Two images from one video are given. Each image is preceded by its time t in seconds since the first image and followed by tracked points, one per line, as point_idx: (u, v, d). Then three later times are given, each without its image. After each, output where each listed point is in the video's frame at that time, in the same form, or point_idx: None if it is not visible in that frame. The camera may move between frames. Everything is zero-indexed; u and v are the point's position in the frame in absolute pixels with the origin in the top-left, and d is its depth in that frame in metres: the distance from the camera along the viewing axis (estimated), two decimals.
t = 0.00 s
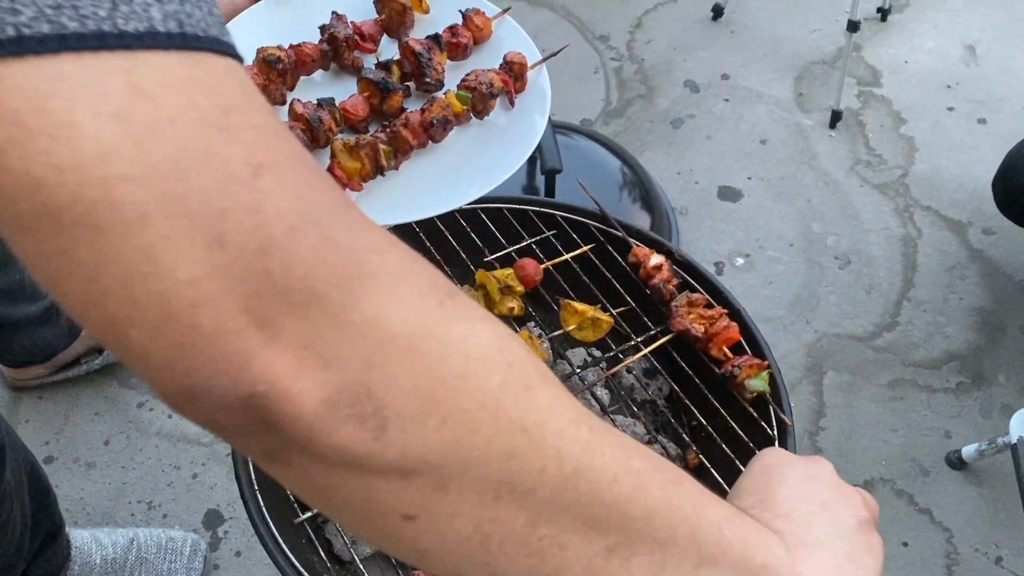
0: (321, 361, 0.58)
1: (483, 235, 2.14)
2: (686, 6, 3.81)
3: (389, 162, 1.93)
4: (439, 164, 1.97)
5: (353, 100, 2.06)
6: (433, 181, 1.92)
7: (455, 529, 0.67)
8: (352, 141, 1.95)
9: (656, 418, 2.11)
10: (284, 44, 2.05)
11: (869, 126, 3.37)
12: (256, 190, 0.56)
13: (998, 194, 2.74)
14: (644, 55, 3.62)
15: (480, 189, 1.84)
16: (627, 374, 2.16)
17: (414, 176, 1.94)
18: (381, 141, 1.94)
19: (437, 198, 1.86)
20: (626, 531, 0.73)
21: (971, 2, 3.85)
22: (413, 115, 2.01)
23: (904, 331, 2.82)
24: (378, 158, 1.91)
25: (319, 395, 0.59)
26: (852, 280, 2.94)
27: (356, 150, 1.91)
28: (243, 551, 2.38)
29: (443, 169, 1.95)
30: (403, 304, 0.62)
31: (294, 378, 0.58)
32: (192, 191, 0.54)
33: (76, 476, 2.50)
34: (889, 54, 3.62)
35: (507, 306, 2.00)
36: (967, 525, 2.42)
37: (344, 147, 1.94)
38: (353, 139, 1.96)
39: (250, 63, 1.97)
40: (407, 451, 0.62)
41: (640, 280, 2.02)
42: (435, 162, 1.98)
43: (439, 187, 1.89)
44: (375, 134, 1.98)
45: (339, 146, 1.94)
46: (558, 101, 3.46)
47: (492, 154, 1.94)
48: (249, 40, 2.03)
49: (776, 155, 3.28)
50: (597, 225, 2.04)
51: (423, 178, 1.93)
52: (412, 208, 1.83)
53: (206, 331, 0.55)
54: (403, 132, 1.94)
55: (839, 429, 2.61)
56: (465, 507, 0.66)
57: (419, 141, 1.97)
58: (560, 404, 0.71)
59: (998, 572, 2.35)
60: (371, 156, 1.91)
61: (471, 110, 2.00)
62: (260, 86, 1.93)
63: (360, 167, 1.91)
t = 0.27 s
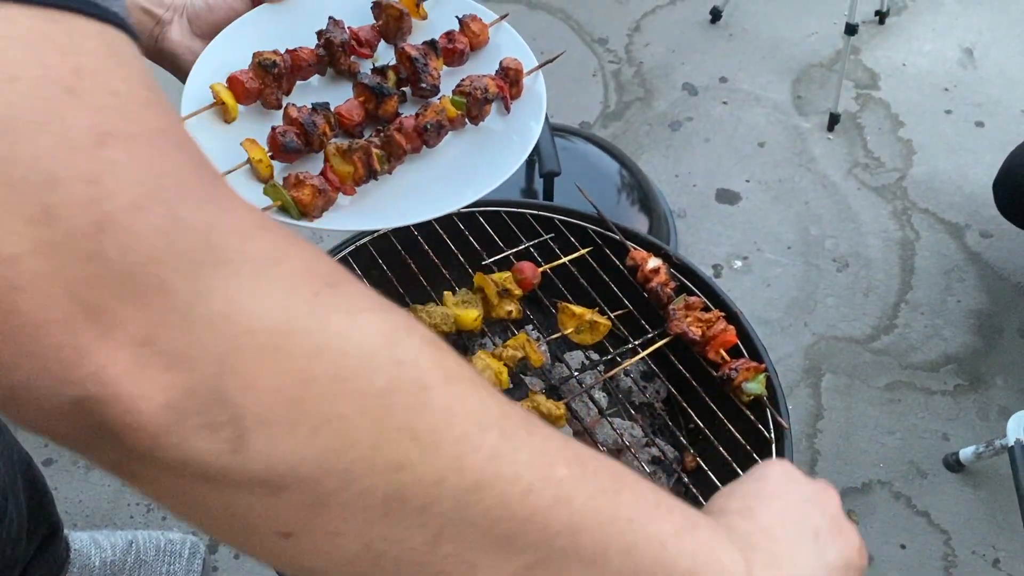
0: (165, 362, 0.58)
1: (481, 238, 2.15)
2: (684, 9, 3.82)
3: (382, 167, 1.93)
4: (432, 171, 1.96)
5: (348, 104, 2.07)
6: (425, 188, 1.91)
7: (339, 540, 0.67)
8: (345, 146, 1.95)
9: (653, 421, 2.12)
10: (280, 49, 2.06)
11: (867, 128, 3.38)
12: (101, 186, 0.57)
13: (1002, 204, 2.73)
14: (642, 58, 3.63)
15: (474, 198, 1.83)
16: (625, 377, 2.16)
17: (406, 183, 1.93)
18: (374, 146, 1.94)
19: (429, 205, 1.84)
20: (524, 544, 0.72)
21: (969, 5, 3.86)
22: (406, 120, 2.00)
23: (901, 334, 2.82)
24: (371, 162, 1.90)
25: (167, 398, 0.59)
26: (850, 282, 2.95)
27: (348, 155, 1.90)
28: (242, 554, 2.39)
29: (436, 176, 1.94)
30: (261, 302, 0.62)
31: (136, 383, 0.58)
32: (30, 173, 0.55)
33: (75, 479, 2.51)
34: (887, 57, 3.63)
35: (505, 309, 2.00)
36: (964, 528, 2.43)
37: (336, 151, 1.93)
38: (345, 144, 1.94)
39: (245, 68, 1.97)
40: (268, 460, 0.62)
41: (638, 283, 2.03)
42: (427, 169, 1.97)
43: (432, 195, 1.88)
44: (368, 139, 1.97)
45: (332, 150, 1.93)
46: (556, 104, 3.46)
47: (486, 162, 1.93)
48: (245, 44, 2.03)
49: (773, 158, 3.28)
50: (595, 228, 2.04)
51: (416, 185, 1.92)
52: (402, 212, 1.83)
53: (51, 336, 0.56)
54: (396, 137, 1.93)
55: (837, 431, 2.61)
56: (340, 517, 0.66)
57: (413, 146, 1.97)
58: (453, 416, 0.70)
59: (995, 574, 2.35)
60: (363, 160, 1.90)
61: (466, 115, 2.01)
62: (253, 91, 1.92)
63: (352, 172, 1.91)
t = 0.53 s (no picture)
0: None
1: (480, 242, 2.16)
2: (682, 12, 3.82)
3: (362, 175, 1.88)
4: (415, 180, 1.95)
5: (334, 111, 2.04)
6: (408, 198, 1.91)
7: None
8: (326, 154, 1.91)
9: (651, 424, 2.13)
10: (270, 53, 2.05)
11: (865, 131, 3.38)
12: None
13: (1003, 203, 2.74)
14: (641, 61, 3.63)
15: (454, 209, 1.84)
16: (623, 380, 2.17)
17: (387, 192, 1.92)
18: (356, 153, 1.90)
19: (410, 215, 1.84)
20: None
21: (967, 8, 3.86)
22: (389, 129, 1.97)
23: (900, 336, 2.83)
24: (351, 170, 1.86)
25: None
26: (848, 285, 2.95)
27: (328, 163, 1.86)
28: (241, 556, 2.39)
29: (419, 186, 1.94)
30: (78, 338, 0.61)
31: None
32: None
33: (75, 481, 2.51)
34: (885, 59, 3.64)
35: (503, 312, 2.00)
36: (962, 530, 2.43)
37: (317, 159, 1.89)
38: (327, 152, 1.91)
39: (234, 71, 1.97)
40: (66, 514, 0.59)
41: (636, 286, 2.03)
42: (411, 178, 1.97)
43: (414, 204, 1.88)
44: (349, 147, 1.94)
45: (313, 157, 1.90)
46: (554, 106, 3.47)
47: (470, 173, 1.94)
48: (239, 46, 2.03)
49: (772, 160, 3.29)
50: (593, 231, 2.04)
51: (397, 194, 1.91)
52: (385, 224, 1.83)
53: None
54: (377, 146, 1.90)
55: (835, 433, 2.62)
56: None
57: (394, 155, 1.94)
58: (297, 472, 0.65)
59: None
60: (343, 169, 1.86)
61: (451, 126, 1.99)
62: (240, 95, 1.91)
63: (331, 180, 1.87)
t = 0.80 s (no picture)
0: None
1: (480, 242, 2.16)
2: (683, 13, 3.82)
3: (351, 187, 1.87)
4: (404, 191, 1.95)
5: (326, 120, 2.02)
6: (398, 209, 1.91)
7: None
8: (314, 165, 1.89)
9: (652, 425, 2.13)
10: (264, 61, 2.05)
11: (865, 132, 3.39)
12: None
13: (999, 193, 2.75)
14: (641, 62, 3.63)
15: (443, 222, 1.85)
16: (624, 381, 2.17)
17: (376, 203, 1.93)
18: (345, 165, 1.88)
19: (400, 227, 1.85)
20: None
21: (967, 9, 3.86)
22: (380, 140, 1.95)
23: (900, 337, 2.83)
24: (339, 182, 1.85)
25: None
26: (849, 286, 2.96)
27: (317, 174, 1.84)
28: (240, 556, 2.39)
29: (409, 196, 1.94)
30: None
31: None
32: None
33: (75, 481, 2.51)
34: (885, 60, 3.64)
35: (503, 313, 2.00)
36: (962, 531, 2.43)
37: (305, 170, 1.87)
38: (316, 162, 1.88)
39: (228, 78, 1.95)
40: None
41: (636, 287, 2.03)
42: (403, 189, 1.96)
43: (404, 216, 1.89)
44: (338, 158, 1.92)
45: (301, 168, 1.87)
46: (555, 107, 3.47)
47: (462, 184, 1.94)
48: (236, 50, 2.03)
49: (772, 161, 3.29)
50: (594, 232, 2.04)
51: (386, 205, 1.91)
52: (373, 236, 1.82)
53: None
54: (367, 158, 1.88)
55: (835, 434, 2.62)
56: None
57: (384, 166, 1.93)
58: None
59: None
60: (332, 181, 1.84)
61: (441, 136, 1.97)
62: (233, 101, 1.91)
63: (319, 193, 1.85)
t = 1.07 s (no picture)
0: None
1: (481, 241, 2.16)
2: (683, 12, 3.82)
3: (360, 195, 1.87)
4: (412, 198, 1.95)
5: (332, 126, 2.01)
6: (404, 215, 1.90)
7: None
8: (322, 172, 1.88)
9: (652, 424, 2.13)
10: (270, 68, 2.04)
11: (866, 132, 3.39)
12: None
13: (999, 189, 2.75)
14: (641, 62, 3.63)
15: (452, 228, 1.84)
16: (625, 380, 2.16)
17: (384, 210, 1.92)
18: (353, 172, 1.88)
19: (408, 233, 1.85)
20: None
21: (968, 9, 3.87)
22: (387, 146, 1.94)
23: (900, 337, 2.83)
24: (348, 190, 1.84)
25: None
26: (849, 285, 2.96)
27: (325, 182, 1.83)
28: (240, 556, 2.39)
29: (416, 202, 1.94)
30: None
31: None
32: None
33: (74, 480, 2.50)
34: (886, 60, 3.64)
35: (504, 312, 2.00)
36: (963, 531, 2.43)
37: (313, 177, 1.85)
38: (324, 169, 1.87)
39: (233, 86, 1.94)
40: None
41: (637, 286, 2.03)
42: (410, 195, 1.96)
43: (412, 223, 1.88)
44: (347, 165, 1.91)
45: (310, 176, 1.86)
46: (555, 107, 3.47)
47: (468, 190, 1.94)
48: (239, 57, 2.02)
49: (773, 161, 3.29)
50: (595, 231, 2.04)
51: (394, 212, 1.91)
52: (382, 244, 1.82)
53: None
54: (375, 165, 1.88)
55: (836, 434, 2.61)
56: None
57: (391, 173, 1.92)
58: None
59: None
60: (340, 188, 1.83)
61: (448, 142, 1.97)
62: (239, 109, 1.90)
63: (328, 200, 1.84)
